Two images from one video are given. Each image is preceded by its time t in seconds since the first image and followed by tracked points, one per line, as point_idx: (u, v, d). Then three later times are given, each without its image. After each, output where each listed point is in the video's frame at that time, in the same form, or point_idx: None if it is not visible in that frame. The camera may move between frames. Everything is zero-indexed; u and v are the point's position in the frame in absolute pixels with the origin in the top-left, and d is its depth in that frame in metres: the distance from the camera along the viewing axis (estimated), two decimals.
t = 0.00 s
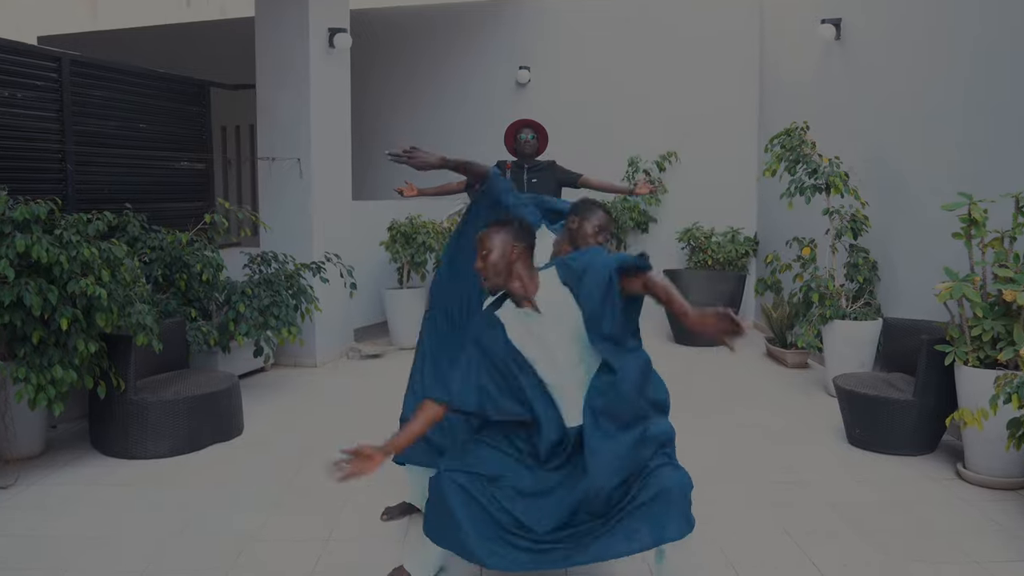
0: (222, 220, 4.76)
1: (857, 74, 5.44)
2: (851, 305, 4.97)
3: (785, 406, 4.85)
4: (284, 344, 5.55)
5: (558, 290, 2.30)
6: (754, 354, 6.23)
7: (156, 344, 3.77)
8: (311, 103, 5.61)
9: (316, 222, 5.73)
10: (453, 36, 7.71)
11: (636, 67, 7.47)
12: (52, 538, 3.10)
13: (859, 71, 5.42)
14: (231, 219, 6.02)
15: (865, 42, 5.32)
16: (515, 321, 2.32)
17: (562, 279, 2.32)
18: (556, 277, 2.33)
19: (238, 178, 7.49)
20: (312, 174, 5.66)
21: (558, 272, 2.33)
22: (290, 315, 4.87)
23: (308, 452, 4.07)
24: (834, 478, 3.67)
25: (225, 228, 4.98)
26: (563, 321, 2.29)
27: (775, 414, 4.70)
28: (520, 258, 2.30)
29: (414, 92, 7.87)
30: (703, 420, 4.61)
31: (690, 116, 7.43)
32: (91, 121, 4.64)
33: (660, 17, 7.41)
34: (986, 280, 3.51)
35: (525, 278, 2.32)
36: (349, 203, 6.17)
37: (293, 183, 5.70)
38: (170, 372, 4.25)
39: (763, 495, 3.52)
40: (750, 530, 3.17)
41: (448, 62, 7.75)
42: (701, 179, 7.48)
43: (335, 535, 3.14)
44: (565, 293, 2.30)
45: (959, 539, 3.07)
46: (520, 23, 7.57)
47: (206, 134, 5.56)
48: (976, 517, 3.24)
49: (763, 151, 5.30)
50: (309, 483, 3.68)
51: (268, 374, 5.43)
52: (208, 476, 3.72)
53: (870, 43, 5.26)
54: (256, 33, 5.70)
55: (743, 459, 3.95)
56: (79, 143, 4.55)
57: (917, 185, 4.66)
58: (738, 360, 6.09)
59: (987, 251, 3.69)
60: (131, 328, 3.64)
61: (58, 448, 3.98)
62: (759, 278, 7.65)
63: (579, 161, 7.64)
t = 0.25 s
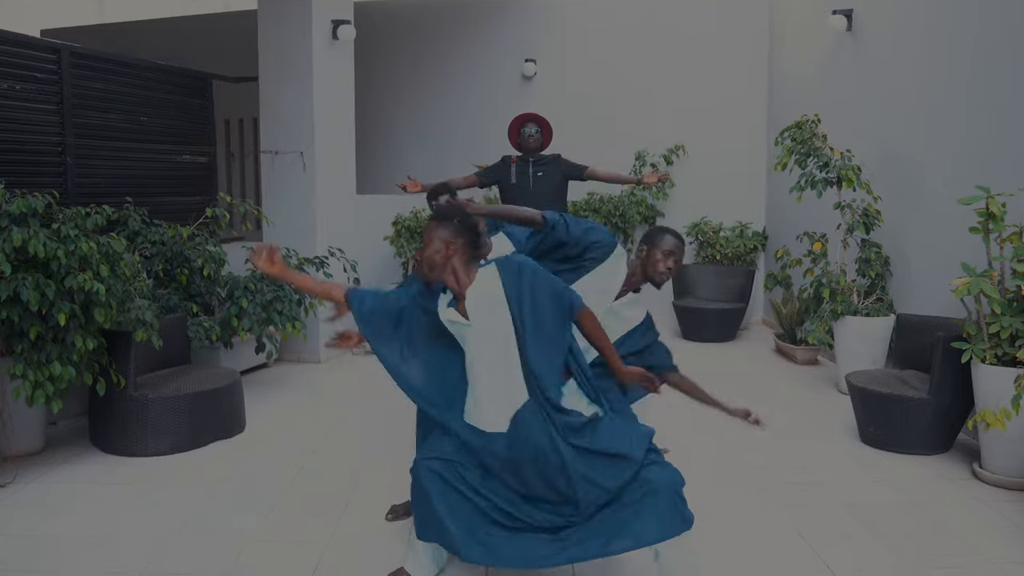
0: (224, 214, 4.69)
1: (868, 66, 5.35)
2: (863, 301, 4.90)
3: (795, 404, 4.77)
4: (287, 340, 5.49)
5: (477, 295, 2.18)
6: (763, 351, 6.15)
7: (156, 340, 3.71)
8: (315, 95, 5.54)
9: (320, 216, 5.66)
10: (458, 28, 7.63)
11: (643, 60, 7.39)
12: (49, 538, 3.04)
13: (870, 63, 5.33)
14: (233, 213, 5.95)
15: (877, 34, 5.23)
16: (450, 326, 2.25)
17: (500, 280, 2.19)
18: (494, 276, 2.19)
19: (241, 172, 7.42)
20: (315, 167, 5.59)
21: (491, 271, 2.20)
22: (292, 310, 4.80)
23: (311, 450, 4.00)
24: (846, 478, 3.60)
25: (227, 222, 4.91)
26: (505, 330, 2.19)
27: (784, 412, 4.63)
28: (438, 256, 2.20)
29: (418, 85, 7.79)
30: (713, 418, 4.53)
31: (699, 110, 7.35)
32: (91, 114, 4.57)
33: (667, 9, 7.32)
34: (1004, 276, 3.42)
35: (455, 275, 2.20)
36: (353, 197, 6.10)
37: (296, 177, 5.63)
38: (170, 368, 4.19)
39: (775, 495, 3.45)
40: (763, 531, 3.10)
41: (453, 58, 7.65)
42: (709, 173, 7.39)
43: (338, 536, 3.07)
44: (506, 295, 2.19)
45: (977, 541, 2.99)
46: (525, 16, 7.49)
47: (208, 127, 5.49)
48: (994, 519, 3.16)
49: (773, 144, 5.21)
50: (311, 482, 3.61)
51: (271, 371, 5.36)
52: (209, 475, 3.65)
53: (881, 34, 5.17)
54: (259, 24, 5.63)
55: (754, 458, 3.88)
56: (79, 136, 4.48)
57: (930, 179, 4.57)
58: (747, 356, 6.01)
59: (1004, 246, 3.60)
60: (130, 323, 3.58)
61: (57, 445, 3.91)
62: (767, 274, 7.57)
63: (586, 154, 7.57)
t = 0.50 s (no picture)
0: (227, 203, 4.61)
1: (884, 52, 5.24)
2: (879, 292, 4.80)
3: (809, 397, 4.68)
4: (292, 331, 5.41)
5: (453, 218, 2.12)
6: (776, 343, 6.05)
7: (157, 332, 3.64)
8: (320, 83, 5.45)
9: (325, 205, 5.58)
10: (465, 15, 7.53)
11: (653, 48, 7.29)
12: (47, 536, 2.97)
13: (885, 48, 5.22)
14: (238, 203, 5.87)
15: (893, 19, 5.12)
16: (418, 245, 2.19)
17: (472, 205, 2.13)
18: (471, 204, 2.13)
19: (246, 162, 7.34)
20: (320, 156, 5.51)
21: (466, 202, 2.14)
22: (297, 301, 4.73)
23: (315, 444, 3.93)
24: (863, 475, 3.50)
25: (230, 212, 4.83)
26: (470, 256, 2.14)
27: (798, 405, 4.53)
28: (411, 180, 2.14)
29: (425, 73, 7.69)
30: (725, 412, 4.44)
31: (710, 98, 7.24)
32: (92, 101, 4.49)
33: None
34: None
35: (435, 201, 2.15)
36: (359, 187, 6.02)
37: (301, 166, 5.55)
38: (171, 361, 4.11)
39: (790, 492, 3.36)
40: (779, 530, 3.01)
41: (459, 48, 7.54)
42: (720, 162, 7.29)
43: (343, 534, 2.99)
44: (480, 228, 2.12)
45: (1000, 540, 2.90)
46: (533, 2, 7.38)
47: (212, 115, 5.41)
48: (1017, 517, 3.07)
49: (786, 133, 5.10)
50: (315, 479, 3.54)
51: (276, 363, 5.29)
52: (211, 470, 3.58)
53: (898, 19, 5.06)
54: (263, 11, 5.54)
55: (767, 453, 3.79)
56: (79, 124, 4.40)
57: (948, 168, 4.47)
58: (759, 349, 5.92)
59: None
60: (130, 315, 3.51)
61: (57, 439, 3.84)
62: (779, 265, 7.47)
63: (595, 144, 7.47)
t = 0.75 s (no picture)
0: (230, 193, 4.51)
1: (904, 37, 5.10)
2: (898, 285, 4.67)
3: (826, 392, 4.56)
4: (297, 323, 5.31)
5: (496, 203, 2.09)
6: (790, 335, 5.93)
7: (156, 325, 3.54)
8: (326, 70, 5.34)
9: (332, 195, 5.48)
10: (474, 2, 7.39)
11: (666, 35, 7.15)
12: (42, 537, 2.88)
13: (906, 34, 5.08)
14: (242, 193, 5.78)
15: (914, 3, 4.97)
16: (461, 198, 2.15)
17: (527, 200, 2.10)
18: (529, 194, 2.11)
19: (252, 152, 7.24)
20: (326, 145, 5.40)
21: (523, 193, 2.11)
22: (302, 293, 4.63)
23: (320, 441, 3.83)
24: (884, 475, 3.39)
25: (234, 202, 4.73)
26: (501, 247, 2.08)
27: (814, 401, 4.42)
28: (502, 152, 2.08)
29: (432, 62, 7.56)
30: (740, 407, 4.33)
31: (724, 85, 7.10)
32: (92, 89, 4.39)
33: None
34: None
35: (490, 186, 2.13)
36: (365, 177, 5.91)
37: (307, 155, 5.44)
38: (173, 355, 4.02)
39: (809, 492, 3.24)
40: (798, 533, 2.90)
41: (468, 35, 7.41)
42: (734, 151, 7.16)
43: (346, 535, 2.89)
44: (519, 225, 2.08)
45: None
46: None
47: (216, 103, 5.30)
48: None
49: (803, 121, 4.97)
50: (319, 477, 3.45)
51: (281, 355, 5.19)
52: (212, 467, 3.49)
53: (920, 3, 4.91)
54: None
55: (784, 450, 3.67)
56: (78, 111, 4.30)
57: (972, 157, 4.33)
58: (773, 342, 5.80)
59: None
60: (128, 308, 3.42)
61: (55, 434, 3.76)
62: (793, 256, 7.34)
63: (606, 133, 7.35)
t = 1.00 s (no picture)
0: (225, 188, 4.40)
1: (914, 28, 4.98)
2: (908, 281, 4.56)
3: (835, 391, 4.45)
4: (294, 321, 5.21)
5: (593, 242, 2.05)
6: (797, 333, 5.82)
7: (146, 324, 3.44)
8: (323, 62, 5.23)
9: (330, 190, 5.37)
10: None
11: (669, 27, 7.04)
12: (26, 543, 2.77)
13: (916, 24, 4.96)
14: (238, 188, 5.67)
15: None
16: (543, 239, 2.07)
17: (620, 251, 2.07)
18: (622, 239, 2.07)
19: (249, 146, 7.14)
20: (323, 139, 5.29)
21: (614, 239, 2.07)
22: (298, 290, 4.52)
23: (316, 442, 3.73)
24: (898, 477, 3.28)
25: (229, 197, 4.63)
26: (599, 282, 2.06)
27: (823, 400, 4.31)
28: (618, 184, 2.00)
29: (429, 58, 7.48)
30: (748, 407, 4.22)
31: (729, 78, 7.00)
32: (82, 81, 4.28)
33: None
34: None
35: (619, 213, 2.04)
36: (364, 171, 5.80)
37: (304, 149, 5.33)
38: (165, 354, 3.91)
39: (820, 495, 3.14)
40: (810, 538, 2.79)
41: (468, 27, 7.30)
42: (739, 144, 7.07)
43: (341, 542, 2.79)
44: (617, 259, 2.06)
45: None
46: None
47: (211, 96, 5.19)
48: None
49: (811, 113, 4.86)
50: (314, 480, 3.34)
51: (278, 354, 5.09)
52: (204, 470, 3.38)
53: None
54: None
55: (793, 451, 3.57)
56: (68, 105, 4.20)
57: (987, 149, 4.21)
58: (780, 339, 5.69)
59: None
60: (117, 306, 3.31)
61: (44, 436, 3.66)
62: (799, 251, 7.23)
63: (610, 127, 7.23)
